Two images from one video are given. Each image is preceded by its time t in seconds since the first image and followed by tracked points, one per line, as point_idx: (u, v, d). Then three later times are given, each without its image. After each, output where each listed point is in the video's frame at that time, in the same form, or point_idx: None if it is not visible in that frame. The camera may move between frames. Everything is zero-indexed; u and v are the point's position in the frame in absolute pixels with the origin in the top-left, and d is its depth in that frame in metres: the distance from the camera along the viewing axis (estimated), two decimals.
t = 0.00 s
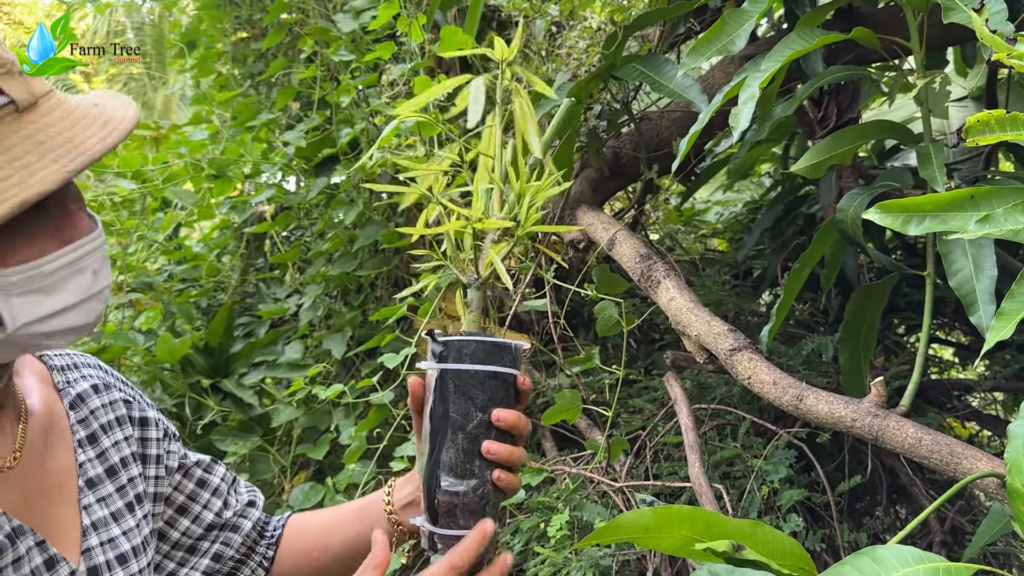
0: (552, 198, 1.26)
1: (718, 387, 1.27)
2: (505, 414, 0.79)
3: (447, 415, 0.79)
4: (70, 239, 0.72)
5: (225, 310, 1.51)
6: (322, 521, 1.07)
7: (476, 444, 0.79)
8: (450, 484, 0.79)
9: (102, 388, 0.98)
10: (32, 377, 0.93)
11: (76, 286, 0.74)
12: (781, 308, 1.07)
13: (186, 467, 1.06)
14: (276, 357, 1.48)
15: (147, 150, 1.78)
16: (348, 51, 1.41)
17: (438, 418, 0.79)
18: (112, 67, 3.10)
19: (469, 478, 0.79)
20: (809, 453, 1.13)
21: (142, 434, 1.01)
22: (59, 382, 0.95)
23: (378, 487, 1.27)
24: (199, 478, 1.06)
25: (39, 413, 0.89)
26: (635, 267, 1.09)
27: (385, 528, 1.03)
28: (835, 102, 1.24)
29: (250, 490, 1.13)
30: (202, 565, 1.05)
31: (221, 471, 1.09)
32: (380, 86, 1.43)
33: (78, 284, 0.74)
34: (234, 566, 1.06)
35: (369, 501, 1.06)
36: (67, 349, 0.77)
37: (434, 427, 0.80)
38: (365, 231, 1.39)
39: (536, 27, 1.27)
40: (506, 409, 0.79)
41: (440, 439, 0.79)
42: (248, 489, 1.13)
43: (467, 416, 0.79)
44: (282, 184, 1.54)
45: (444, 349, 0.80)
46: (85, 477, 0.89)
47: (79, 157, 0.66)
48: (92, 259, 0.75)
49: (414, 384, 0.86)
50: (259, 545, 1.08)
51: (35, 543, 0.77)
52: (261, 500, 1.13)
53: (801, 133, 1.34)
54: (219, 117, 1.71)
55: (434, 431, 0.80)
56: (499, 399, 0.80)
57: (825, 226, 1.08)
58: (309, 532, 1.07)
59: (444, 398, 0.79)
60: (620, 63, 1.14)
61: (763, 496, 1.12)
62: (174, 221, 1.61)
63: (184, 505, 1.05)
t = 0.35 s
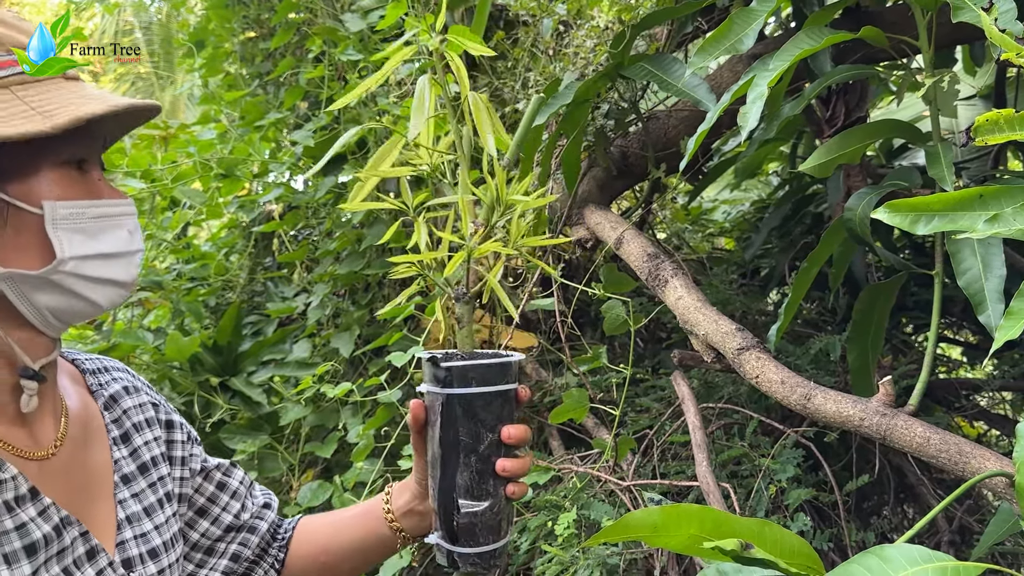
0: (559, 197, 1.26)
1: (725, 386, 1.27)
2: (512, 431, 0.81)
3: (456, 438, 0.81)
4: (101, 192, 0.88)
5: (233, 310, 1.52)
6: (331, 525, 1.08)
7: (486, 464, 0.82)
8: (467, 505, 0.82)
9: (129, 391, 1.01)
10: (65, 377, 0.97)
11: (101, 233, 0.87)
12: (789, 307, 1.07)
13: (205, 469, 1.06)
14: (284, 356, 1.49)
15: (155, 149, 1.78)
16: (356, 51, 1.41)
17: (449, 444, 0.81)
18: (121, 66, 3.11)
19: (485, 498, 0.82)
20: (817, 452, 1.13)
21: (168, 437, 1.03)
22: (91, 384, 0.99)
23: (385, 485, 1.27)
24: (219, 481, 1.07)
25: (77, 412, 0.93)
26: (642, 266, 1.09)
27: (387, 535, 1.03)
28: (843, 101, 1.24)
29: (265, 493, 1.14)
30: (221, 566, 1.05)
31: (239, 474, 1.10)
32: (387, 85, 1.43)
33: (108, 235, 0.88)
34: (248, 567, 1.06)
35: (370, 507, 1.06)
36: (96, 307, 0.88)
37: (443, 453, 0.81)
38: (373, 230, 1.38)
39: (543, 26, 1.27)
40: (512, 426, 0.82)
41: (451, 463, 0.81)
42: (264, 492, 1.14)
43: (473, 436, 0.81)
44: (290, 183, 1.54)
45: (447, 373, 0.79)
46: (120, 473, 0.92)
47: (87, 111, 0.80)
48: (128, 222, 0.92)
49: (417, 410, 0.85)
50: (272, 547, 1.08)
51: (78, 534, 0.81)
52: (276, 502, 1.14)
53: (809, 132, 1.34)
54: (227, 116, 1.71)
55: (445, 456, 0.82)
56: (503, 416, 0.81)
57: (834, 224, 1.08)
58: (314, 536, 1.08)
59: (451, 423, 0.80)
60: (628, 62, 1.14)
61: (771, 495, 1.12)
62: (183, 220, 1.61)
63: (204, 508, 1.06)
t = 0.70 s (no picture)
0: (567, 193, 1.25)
1: (734, 383, 1.26)
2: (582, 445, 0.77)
3: (526, 452, 0.72)
4: (150, 202, 0.90)
5: (240, 306, 1.52)
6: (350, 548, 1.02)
7: (552, 477, 0.74)
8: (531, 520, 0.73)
9: (183, 389, 1.01)
10: (118, 370, 0.98)
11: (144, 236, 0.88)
12: (799, 304, 1.06)
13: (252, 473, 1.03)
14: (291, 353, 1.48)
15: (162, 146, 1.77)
16: (364, 46, 1.40)
17: (520, 455, 0.72)
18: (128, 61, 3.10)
19: (548, 512, 0.74)
20: (827, 450, 1.12)
21: (219, 438, 1.01)
22: (146, 380, 0.99)
23: (393, 482, 1.27)
24: (265, 488, 1.04)
25: (121, 402, 0.93)
26: (652, 263, 1.09)
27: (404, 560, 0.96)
28: (854, 96, 1.22)
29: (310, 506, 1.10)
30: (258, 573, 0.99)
31: (285, 485, 1.07)
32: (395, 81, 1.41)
33: (151, 240, 0.90)
34: None
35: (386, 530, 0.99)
36: (132, 308, 0.89)
37: (511, 466, 0.72)
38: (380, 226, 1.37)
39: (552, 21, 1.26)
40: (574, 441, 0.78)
41: (518, 477, 0.72)
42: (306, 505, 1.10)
43: (544, 450, 0.73)
44: (297, 179, 1.54)
45: (522, 386, 0.72)
46: (163, 464, 0.92)
47: (138, 121, 0.82)
48: (172, 234, 0.94)
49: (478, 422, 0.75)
50: (307, 563, 1.03)
51: (111, 515, 0.81)
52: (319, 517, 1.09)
53: (819, 128, 1.33)
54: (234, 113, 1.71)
55: (513, 469, 0.72)
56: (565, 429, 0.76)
57: (845, 221, 1.07)
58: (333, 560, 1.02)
59: (522, 436, 0.72)
60: (637, 57, 1.13)
61: (780, 493, 1.11)
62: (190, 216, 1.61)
63: (247, 512, 1.02)
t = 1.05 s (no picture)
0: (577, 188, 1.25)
1: (744, 379, 1.26)
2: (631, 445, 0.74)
3: (578, 456, 0.68)
4: (223, 193, 0.86)
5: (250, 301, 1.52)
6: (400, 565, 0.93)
7: (602, 476, 0.71)
8: (593, 523, 0.70)
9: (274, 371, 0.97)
10: (215, 346, 0.96)
11: (214, 223, 0.84)
12: (810, 300, 1.05)
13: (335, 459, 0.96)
14: (301, 348, 1.48)
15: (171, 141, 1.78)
16: (373, 41, 1.39)
17: (573, 462, 0.68)
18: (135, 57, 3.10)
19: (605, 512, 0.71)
20: (837, 446, 1.12)
21: (302, 419, 0.95)
22: (237, 360, 0.96)
23: (403, 477, 1.27)
24: (351, 477, 0.96)
25: (205, 371, 0.90)
26: (663, 258, 1.09)
27: None
28: (867, 91, 1.22)
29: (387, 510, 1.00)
30: (328, 563, 0.90)
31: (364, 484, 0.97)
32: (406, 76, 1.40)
33: (217, 227, 0.85)
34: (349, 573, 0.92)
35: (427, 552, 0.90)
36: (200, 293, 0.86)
37: (567, 473, 0.68)
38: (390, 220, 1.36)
39: (562, 16, 1.25)
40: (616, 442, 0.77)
41: (576, 483, 0.69)
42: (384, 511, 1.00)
43: (593, 452, 0.70)
44: (306, 174, 1.54)
45: (564, 394, 0.68)
46: (232, 427, 0.87)
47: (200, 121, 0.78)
48: (242, 225, 0.88)
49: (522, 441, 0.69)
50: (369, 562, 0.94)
51: (155, 454, 0.78)
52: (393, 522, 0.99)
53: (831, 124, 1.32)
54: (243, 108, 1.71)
55: (567, 477, 0.68)
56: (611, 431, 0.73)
57: (857, 216, 1.06)
58: None
59: (573, 442, 0.68)
60: (649, 51, 1.13)
61: (790, 489, 1.11)
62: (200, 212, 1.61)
63: (329, 496, 0.94)
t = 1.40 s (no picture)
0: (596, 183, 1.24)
1: (764, 374, 1.25)
2: (625, 486, 0.68)
3: (563, 493, 0.67)
4: (274, 210, 0.83)
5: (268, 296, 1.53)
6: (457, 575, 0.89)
7: (597, 520, 0.68)
8: (573, 567, 0.68)
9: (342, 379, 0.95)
10: (288, 350, 0.95)
11: (263, 243, 0.81)
12: (832, 295, 1.04)
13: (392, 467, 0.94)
14: (319, 342, 1.49)
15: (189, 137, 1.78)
16: (391, 35, 1.33)
17: (556, 498, 0.67)
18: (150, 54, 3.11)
19: (594, 558, 0.68)
20: (858, 442, 1.11)
21: (364, 426, 0.94)
22: (305, 364, 0.95)
23: (421, 471, 1.28)
24: (409, 484, 0.95)
25: (272, 371, 0.89)
26: (683, 252, 1.08)
27: None
28: (889, 84, 1.22)
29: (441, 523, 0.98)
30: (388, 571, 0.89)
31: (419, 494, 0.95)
32: (424, 71, 1.33)
33: (267, 242, 0.81)
34: None
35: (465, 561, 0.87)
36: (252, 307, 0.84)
37: (549, 507, 0.67)
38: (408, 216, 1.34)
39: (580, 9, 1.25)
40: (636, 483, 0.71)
41: (559, 520, 0.67)
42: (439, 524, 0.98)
43: (586, 494, 0.67)
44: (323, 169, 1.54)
45: (556, 426, 0.66)
46: (291, 423, 0.85)
47: (244, 144, 0.75)
48: (292, 240, 0.83)
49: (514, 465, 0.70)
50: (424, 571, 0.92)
51: (210, 440, 0.77)
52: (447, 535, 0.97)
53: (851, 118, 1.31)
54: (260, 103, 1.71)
55: (550, 511, 0.68)
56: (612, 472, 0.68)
57: (880, 210, 1.05)
58: None
59: (560, 477, 0.67)
60: (669, 44, 1.13)
61: (811, 485, 1.10)
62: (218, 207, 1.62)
63: (388, 502, 0.93)
